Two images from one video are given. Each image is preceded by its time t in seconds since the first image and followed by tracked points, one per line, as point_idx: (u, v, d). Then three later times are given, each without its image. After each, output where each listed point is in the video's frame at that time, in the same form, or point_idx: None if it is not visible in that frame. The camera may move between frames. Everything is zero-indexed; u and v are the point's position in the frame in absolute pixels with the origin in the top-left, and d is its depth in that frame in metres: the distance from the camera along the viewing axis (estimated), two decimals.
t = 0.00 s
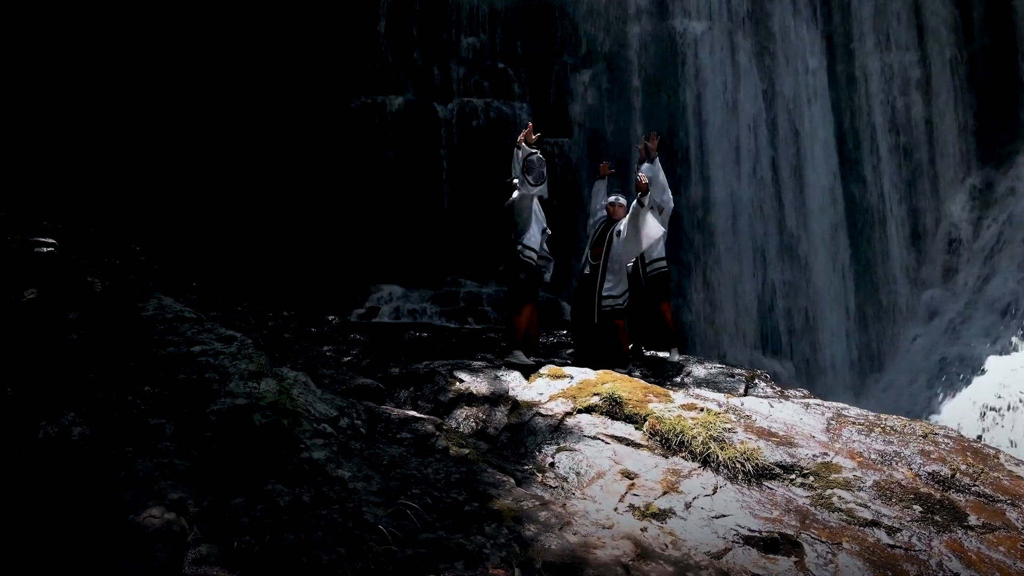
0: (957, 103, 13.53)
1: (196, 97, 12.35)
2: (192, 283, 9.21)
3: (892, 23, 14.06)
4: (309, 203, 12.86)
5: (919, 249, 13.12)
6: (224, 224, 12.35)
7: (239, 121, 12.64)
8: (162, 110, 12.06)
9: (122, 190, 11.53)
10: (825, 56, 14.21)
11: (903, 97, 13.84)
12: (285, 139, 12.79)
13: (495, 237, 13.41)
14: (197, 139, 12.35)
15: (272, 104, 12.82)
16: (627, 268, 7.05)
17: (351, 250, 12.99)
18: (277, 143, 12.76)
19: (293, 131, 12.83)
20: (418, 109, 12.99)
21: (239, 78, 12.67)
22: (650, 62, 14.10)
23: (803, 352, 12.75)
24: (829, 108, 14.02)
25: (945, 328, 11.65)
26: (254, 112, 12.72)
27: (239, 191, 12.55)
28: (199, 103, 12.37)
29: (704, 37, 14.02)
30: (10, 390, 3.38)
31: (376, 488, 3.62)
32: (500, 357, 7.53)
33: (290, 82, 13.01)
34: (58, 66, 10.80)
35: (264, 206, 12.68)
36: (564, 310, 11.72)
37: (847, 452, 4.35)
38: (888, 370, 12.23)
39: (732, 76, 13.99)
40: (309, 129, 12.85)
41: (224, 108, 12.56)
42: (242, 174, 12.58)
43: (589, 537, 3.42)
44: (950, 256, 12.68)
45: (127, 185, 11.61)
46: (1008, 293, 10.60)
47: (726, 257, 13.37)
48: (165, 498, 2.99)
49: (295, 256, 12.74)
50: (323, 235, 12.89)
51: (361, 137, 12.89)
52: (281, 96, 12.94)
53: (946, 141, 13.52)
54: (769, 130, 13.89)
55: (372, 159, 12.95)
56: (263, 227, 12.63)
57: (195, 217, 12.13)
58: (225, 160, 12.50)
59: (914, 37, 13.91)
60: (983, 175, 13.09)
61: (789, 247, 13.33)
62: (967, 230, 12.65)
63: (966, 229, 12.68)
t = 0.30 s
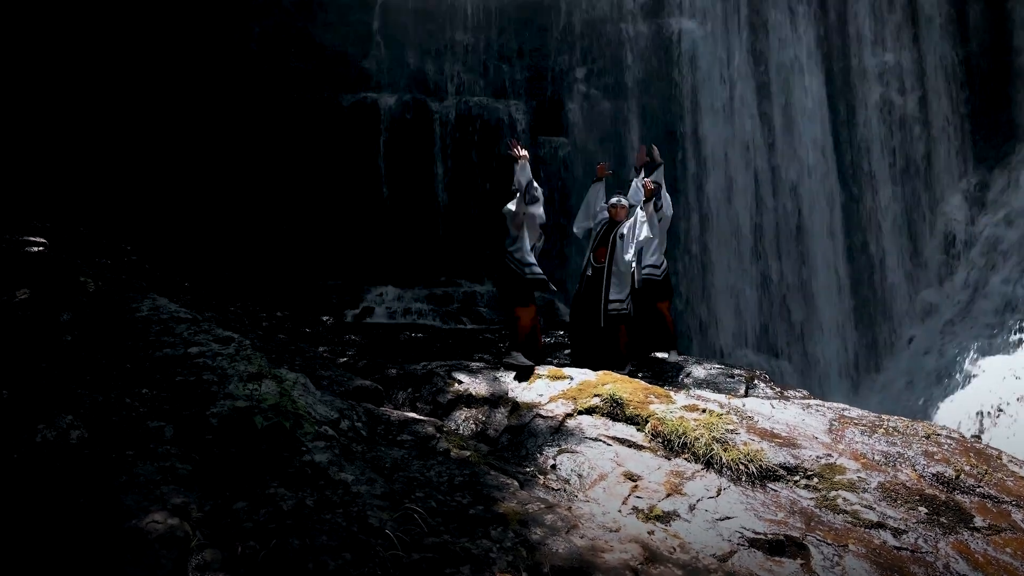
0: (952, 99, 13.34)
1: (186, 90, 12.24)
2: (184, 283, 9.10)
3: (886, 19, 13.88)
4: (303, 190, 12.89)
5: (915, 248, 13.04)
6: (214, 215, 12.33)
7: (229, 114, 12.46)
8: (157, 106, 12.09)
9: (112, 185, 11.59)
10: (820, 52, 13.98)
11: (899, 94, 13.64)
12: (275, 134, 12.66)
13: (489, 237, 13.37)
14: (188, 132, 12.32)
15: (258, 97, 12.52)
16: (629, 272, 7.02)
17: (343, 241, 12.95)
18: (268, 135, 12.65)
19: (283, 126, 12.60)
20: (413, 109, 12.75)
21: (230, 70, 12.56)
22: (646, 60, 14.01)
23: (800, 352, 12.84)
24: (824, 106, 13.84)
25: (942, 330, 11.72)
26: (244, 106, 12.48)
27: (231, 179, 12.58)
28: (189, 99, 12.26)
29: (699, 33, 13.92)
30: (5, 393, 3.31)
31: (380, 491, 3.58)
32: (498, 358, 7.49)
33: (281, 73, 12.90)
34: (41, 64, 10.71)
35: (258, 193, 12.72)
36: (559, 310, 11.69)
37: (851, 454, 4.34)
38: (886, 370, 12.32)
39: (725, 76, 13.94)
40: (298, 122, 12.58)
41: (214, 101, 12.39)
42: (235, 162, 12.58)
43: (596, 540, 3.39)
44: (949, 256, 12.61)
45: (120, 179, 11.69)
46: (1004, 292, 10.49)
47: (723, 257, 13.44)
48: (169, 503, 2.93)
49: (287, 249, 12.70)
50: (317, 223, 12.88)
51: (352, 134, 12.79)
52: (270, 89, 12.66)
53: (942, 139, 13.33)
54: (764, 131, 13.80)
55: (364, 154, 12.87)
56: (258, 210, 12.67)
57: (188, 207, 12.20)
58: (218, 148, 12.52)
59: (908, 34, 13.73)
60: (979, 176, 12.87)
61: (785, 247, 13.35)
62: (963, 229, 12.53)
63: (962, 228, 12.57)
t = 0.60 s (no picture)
0: (944, 96, 13.06)
1: (173, 87, 12.04)
2: (174, 282, 8.95)
3: (880, 19, 13.67)
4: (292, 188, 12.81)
5: (911, 248, 12.71)
6: (203, 211, 12.16)
7: (217, 110, 12.34)
8: (140, 105, 11.84)
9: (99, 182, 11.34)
10: (817, 55, 13.97)
11: (895, 94, 13.44)
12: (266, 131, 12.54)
13: (482, 237, 13.31)
14: (175, 129, 12.16)
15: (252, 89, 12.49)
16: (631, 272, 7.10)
17: (335, 239, 12.90)
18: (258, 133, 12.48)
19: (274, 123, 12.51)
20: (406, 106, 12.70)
21: (217, 69, 12.32)
22: (638, 61, 14.04)
23: (793, 353, 12.60)
24: (818, 107, 13.78)
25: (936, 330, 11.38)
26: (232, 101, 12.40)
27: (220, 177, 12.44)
28: (175, 96, 12.08)
29: (694, 32, 13.99)
30: None
31: (384, 495, 3.53)
32: (495, 359, 7.45)
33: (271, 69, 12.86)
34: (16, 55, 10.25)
35: (246, 193, 12.56)
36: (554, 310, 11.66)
37: (854, 455, 4.34)
38: (879, 371, 11.88)
39: (720, 77, 13.88)
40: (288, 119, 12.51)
41: (201, 102, 12.26)
42: (223, 159, 12.44)
43: (604, 544, 3.36)
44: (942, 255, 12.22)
45: (105, 175, 11.43)
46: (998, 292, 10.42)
47: (716, 258, 13.33)
48: (171, 509, 2.87)
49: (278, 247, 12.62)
50: (308, 221, 12.85)
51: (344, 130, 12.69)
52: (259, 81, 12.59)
53: (935, 137, 13.06)
54: (757, 126, 13.73)
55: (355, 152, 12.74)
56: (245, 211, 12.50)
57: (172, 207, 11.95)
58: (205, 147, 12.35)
59: (899, 33, 13.52)
60: (971, 175, 12.51)
61: (779, 249, 13.17)
62: (955, 224, 12.19)
63: (954, 224, 12.23)
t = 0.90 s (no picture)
0: (938, 97, 13.27)
1: (170, 86, 12.03)
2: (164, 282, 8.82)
3: (874, 16, 13.61)
4: (285, 190, 12.63)
5: (904, 246, 12.71)
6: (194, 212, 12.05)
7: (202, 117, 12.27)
8: (139, 101, 11.85)
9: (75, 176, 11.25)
10: (809, 51, 13.72)
11: (889, 93, 13.43)
12: (261, 133, 12.47)
13: (474, 236, 13.27)
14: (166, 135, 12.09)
15: (248, 92, 12.45)
16: (625, 273, 7.06)
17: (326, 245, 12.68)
18: (252, 135, 12.44)
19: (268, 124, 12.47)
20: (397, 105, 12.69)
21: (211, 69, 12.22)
22: (634, 59, 13.90)
23: (788, 351, 12.54)
24: (812, 104, 13.56)
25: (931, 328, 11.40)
26: (227, 104, 12.34)
27: (211, 180, 12.24)
28: (171, 94, 12.06)
29: (688, 30, 13.79)
30: None
31: (389, 498, 3.48)
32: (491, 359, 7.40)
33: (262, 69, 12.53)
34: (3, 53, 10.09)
35: (234, 194, 12.35)
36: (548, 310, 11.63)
37: (858, 455, 4.34)
38: (874, 370, 11.82)
39: (713, 75, 13.73)
40: (282, 119, 12.49)
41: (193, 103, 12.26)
42: (216, 161, 12.29)
43: (614, 546, 3.34)
44: (935, 254, 12.39)
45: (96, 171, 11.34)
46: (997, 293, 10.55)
47: (710, 256, 13.19)
48: (175, 512, 2.79)
49: (269, 249, 12.44)
50: (298, 225, 12.63)
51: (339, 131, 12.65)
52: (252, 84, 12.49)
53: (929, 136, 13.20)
54: (750, 124, 13.57)
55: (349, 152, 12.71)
56: (235, 213, 12.29)
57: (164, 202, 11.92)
58: (197, 148, 12.20)
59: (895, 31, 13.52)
60: (966, 174, 12.83)
61: (773, 247, 13.06)
62: (951, 225, 12.41)
63: (949, 224, 12.45)
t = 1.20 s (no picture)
0: (931, 96, 13.21)
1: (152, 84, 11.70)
2: (152, 281, 8.69)
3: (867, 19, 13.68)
4: (270, 189, 12.41)
5: (897, 246, 12.73)
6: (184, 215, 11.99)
7: (189, 117, 11.94)
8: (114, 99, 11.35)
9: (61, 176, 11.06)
10: (804, 50, 13.66)
11: (883, 92, 13.44)
12: (242, 134, 12.10)
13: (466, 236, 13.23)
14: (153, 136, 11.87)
15: (228, 91, 12.06)
16: (619, 277, 7.05)
17: (318, 241, 12.65)
18: (234, 135, 12.08)
19: (250, 123, 12.08)
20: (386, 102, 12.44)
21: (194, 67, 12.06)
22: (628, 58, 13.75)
23: (780, 350, 12.44)
24: (805, 103, 13.52)
25: (923, 331, 11.39)
26: (208, 102, 11.96)
27: (196, 179, 12.08)
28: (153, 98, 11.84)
29: (681, 28, 13.69)
30: None
31: (392, 500, 3.44)
32: (486, 359, 7.37)
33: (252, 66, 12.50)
34: None
35: (220, 193, 12.19)
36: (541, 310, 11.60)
37: (859, 455, 4.34)
38: (866, 369, 11.93)
39: (708, 74, 13.56)
40: (265, 118, 12.11)
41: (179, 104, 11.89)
42: (199, 161, 12.06)
43: (621, 548, 3.32)
44: (927, 254, 12.41)
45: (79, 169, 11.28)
46: (989, 296, 10.66)
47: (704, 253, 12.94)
48: (178, 516, 2.74)
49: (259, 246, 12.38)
50: (287, 224, 12.54)
51: (326, 128, 12.38)
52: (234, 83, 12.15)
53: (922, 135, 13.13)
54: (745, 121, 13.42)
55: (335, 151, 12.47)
56: (222, 212, 12.19)
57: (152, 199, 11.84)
58: (179, 148, 11.97)
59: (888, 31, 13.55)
60: (957, 174, 12.77)
61: (768, 246, 12.88)
62: (943, 225, 12.44)
63: (940, 224, 12.49)
